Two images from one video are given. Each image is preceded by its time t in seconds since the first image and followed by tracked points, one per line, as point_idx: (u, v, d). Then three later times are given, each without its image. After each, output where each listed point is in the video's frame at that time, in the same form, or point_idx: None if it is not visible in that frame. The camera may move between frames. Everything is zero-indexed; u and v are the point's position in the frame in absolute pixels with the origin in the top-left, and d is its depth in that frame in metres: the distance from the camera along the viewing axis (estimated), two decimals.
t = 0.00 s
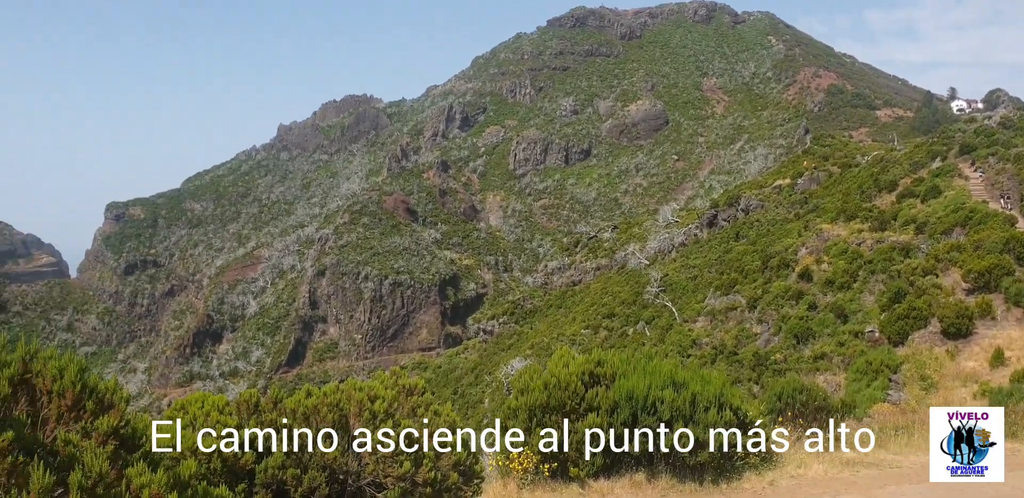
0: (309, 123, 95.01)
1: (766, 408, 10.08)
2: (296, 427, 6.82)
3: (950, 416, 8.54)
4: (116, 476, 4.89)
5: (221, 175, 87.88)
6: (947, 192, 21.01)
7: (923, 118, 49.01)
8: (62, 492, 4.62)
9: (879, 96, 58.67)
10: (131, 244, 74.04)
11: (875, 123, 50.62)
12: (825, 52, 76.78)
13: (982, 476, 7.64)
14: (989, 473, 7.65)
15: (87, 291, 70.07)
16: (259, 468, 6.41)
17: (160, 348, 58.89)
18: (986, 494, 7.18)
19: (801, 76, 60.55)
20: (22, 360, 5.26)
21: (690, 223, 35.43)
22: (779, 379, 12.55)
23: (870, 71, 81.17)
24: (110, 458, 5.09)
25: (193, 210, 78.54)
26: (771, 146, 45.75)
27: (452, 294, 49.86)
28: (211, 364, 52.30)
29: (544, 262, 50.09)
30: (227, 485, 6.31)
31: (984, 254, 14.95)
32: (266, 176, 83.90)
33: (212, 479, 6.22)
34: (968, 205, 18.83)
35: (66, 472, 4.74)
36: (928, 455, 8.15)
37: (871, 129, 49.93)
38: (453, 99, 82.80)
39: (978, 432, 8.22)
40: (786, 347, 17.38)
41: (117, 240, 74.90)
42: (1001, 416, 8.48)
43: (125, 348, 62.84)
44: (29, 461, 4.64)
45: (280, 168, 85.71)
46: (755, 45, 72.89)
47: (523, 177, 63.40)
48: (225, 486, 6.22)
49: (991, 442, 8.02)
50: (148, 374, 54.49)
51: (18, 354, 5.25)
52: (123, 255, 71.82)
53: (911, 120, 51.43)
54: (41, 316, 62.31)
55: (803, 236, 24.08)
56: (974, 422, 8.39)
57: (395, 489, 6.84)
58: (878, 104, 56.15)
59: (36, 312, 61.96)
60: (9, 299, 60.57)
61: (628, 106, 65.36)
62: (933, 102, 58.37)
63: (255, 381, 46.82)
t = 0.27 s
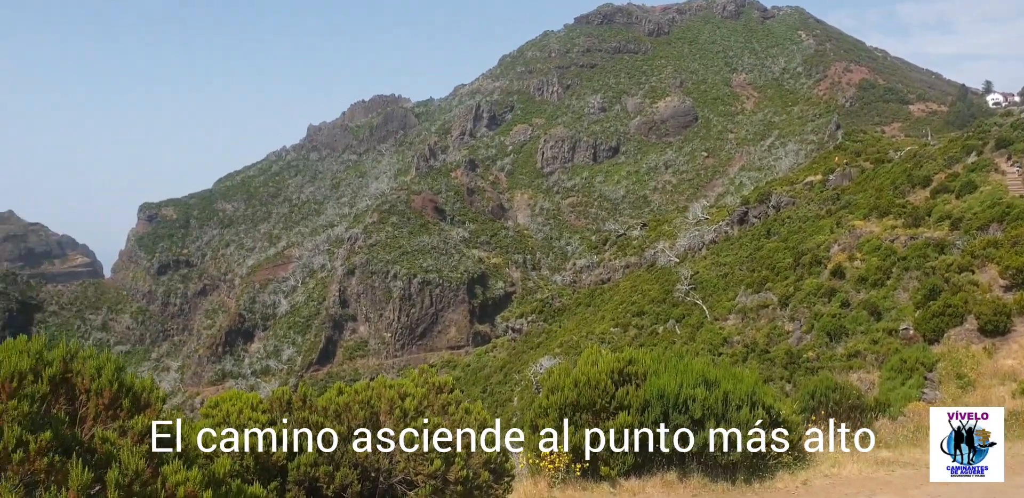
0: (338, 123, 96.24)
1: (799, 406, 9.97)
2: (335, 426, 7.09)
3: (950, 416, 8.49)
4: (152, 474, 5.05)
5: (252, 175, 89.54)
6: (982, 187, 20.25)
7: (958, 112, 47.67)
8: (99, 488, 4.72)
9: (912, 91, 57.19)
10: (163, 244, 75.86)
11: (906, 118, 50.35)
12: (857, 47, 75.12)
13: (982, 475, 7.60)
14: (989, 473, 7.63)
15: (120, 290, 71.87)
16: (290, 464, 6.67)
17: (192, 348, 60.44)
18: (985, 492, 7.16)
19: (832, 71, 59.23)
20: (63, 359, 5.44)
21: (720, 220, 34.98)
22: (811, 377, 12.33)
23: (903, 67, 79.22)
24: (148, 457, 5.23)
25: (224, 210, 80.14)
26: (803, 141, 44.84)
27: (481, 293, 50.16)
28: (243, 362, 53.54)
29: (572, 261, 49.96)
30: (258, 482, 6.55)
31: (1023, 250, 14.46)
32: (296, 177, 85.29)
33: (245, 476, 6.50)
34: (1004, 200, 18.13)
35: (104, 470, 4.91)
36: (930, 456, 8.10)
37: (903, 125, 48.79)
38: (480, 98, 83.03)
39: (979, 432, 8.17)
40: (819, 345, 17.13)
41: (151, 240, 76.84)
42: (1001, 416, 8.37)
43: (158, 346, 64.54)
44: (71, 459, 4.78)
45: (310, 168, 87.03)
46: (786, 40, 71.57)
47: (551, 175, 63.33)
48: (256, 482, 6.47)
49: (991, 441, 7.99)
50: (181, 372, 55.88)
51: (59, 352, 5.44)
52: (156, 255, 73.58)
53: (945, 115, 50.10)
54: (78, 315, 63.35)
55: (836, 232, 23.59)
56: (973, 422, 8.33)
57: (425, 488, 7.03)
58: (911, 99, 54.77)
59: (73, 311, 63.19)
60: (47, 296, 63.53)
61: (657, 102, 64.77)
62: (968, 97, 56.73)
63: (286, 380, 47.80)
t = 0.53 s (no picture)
0: (367, 123, 97.39)
1: (829, 407, 9.78)
2: (364, 426, 7.60)
3: (949, 415, 8.38)
4: (184, 470, 5.35)
5: (281, 175, 91.08)
6: (1021, 185, 19.54)
7: (995, 108, 46.12)
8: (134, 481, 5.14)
9: (946, 88, 55.55)
10: (195, 242, 77.71)
11: (941, 115, 48.92)
12: (890, 43, 73.26)
13: (982, 476, 7.68)
14: (989, 474, 7.69)
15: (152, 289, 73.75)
16: (320, 459, 7.30)
17: (221, 345, 61.80)
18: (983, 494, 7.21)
19: (864, 68, 57.89)
20: (99, 357, 5.98)
21: (751, 219, 34.47)
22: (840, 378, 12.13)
23: (939, 64, 77.04)
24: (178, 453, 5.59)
25: (254, 209, 81.70)
26: (834, 140, 44.01)
27: (508, 292, 50.26)
28: (272, 360, 54.72)
29: (600, 260, 49.73)
30: (289, 477, 7.16)
31: None
32: (325, 176, 86.52)
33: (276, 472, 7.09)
34: None
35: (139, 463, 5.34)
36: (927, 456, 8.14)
37: (938, 122, 47.38)
38: (508, 97, 83.18)
39: (977, 432, 8.11)
40: (849, 345, 16.81)
41: (182, 238, 78.70)
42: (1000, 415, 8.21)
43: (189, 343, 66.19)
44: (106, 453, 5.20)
45: (340, 168, 88.23)
46: (817, 38, 70.10)
47: (578, 174, 63.14)
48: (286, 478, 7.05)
49: (991, 442, 7.96)
50: (211, 369, 57.36)
51: (95, 351, 5.97)
52: (187, 254, 75.26)
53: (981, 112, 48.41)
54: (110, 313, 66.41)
55: (867, 232, 23.10)
56: (972, 422, 8.24)
57: (454, 484, 7.43)
58: (945, 96, 53.22)
59: (106, 309, 66.37)
60: (81, 292, 68.26)
61: (687, 100, 64.06)
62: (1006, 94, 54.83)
63: (314, 378, 48.70)
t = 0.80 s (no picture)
0: (393, 122, 98.20)
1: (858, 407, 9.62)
2: (391, 422, 7.81)
3: (950, 415, 8.41)
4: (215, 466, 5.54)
5: (308, 174, 92.47)
6: None
7: None
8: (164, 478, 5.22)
9: (980, 85, 53.95)
10: (223, 240, 79.27)
11: (974, 112, 47.40)
12: (921, 40, 71.56)
13: (982, 475, 7.76)
14: (989, 473, 7.78)
15: (182, 287, 75.37)
16: (348, 457, 7.45)
17: (249, 342, 62.85)
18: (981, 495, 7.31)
19: (895, 65, 56.53)
20: (131, 354, 6.09)
21: (778, 217, 33.99)
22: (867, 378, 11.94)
23: (973, 61, 74.87)
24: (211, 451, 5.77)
25: (282, 207, 83.06)
26: (863, 138, 43.30)
27: (533, 290, 50.18)
28: (299, 357, 55.50)
29: (626, 259, 49.51)
30: (319, 473, 7.37)
31: None
32: (351, 175, 87.55)
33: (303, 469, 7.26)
34: None
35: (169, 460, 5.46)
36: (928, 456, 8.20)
37: (970, 119, 45.93)
38: (534, 95, 83.14)
39: (978, 431, 8.12)
40: (878, 346, 16.46)
41: (211, 237, 80.34)
42: (1001, 415, 8.25)
43: (218, 340, 67.56)
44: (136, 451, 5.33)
45: (366, 166, 89.15)
46: (847, 35, 68.68)
47: (604, 172, 62.88)
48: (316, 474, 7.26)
49: (990, 441, 8.00)
50: (239, 366, 58.33)
51: (128, 348, 6.08)
52: (216, 251, 76.71)
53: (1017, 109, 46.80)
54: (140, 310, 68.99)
55: (897, 230, 22.60)
56: (973, 422, 8.24)
57: (479, 482, 7.56)
58: (978, 93, 51.68)
59: (135, 306, 68.95)
60: (111, 290, 71.75)
61: (714, 98, 63.31)
62: None
63: (341, 375, 49.29)
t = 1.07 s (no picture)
0: (416, 121, 98.81)
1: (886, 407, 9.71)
2: (418, 421, 8.19)
3: (950, 415, 8.44)
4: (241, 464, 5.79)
5: (332, 173, 93.46)
6: None
7: None
8: (191, 476, 5.43)
9: (1012, 80, 52.50)
10: (248, 238, 80.51)
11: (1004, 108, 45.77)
12: (949, 36, 69.94)
13: (982, 475, 7.88)
14: (989, 473, 7.88)
15: (208, 285, 76.72)
16: (372, 456, 7.62)
17: (273, 339, 63.74)
18: (968, 497, 7.49)
19: (922, 62, 55.01)
20: (157, 352, 6.26)
21: (803, 215, 33.49)
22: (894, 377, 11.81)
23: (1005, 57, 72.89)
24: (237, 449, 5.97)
25: (306, 206, 84.15)
26: (890, 135, 42.52)
27: (555, 289, 50.19)
28: (322, 355, 56.14)
29: (649, 257, 49.25)
30: (343, 471, 7.53)
31: None
32: (374, 174, 88.30)
33: (327, 466, 7.41)
34: None
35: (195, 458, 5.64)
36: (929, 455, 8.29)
37: (1000, 115, 44.45)
38: (556, 93, 82.97)
39: (979, 431, 8.17)
40: (905, 345, 16.18)
41: (236, 235, 81.65)
42: (1002, 416, 8.26)
43: (243, 338, 68.65)
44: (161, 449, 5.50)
45: (388, 165, 89.81)
46: (873, 30, 67.32)
47: (627, 170, 62.54)
48: (340, 472, 7.41)
49: (990, 441, 8.06)
50: (264, 363, 59.21)
51: (155, 346, 6.26)
52: (241, 250, 77.91)
53: None
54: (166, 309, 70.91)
55: (924, 228, 22.18)
56: (974, 422, 8.27)
57: (504, 480, 7.82)
58: (1010, 89, 50.07)
59: (161, 305, 70.74)
60: (137, 289, 74.02)
61: (738, 95, 62.56)
62: None
63: (364, 373, 49.77)
